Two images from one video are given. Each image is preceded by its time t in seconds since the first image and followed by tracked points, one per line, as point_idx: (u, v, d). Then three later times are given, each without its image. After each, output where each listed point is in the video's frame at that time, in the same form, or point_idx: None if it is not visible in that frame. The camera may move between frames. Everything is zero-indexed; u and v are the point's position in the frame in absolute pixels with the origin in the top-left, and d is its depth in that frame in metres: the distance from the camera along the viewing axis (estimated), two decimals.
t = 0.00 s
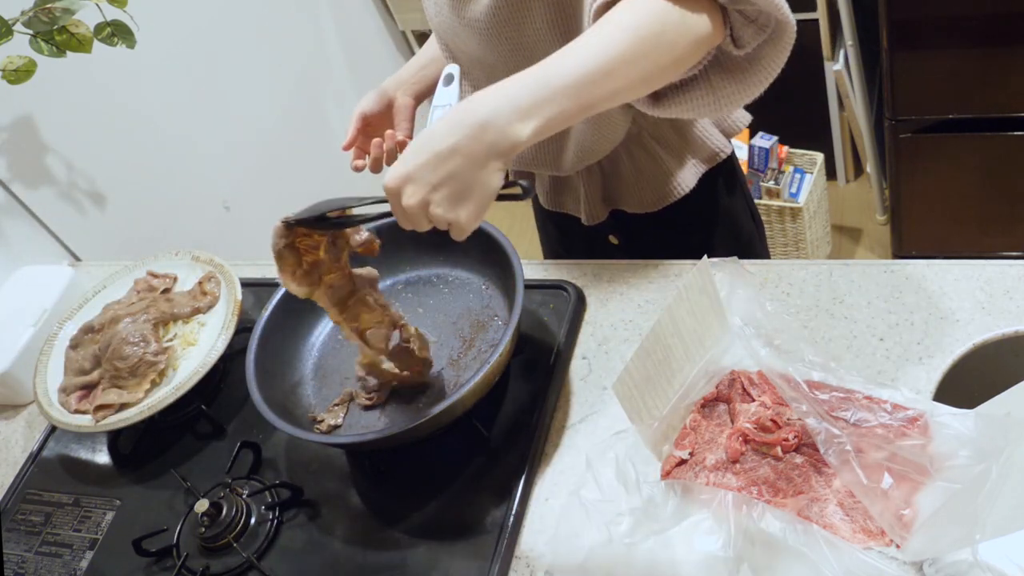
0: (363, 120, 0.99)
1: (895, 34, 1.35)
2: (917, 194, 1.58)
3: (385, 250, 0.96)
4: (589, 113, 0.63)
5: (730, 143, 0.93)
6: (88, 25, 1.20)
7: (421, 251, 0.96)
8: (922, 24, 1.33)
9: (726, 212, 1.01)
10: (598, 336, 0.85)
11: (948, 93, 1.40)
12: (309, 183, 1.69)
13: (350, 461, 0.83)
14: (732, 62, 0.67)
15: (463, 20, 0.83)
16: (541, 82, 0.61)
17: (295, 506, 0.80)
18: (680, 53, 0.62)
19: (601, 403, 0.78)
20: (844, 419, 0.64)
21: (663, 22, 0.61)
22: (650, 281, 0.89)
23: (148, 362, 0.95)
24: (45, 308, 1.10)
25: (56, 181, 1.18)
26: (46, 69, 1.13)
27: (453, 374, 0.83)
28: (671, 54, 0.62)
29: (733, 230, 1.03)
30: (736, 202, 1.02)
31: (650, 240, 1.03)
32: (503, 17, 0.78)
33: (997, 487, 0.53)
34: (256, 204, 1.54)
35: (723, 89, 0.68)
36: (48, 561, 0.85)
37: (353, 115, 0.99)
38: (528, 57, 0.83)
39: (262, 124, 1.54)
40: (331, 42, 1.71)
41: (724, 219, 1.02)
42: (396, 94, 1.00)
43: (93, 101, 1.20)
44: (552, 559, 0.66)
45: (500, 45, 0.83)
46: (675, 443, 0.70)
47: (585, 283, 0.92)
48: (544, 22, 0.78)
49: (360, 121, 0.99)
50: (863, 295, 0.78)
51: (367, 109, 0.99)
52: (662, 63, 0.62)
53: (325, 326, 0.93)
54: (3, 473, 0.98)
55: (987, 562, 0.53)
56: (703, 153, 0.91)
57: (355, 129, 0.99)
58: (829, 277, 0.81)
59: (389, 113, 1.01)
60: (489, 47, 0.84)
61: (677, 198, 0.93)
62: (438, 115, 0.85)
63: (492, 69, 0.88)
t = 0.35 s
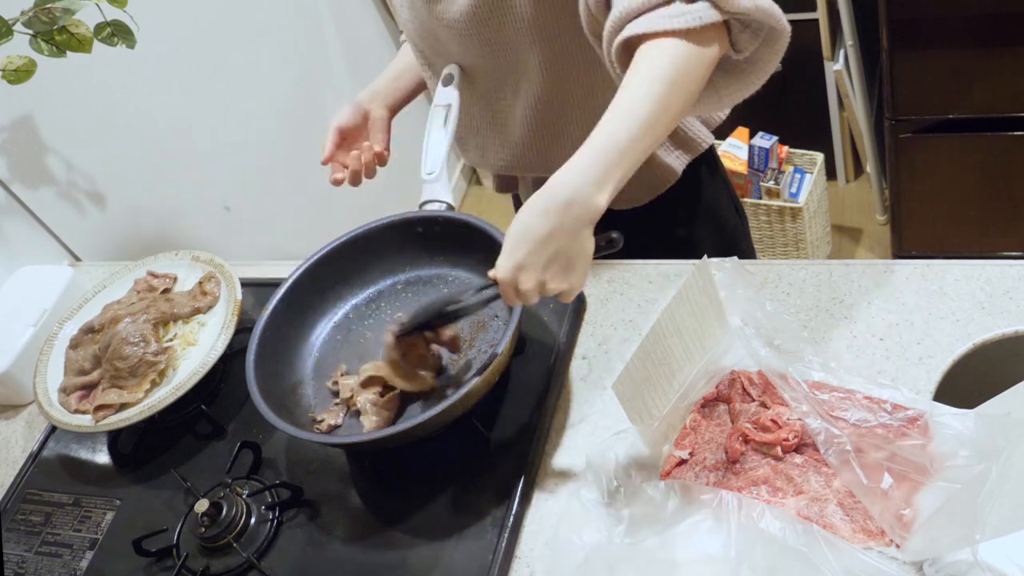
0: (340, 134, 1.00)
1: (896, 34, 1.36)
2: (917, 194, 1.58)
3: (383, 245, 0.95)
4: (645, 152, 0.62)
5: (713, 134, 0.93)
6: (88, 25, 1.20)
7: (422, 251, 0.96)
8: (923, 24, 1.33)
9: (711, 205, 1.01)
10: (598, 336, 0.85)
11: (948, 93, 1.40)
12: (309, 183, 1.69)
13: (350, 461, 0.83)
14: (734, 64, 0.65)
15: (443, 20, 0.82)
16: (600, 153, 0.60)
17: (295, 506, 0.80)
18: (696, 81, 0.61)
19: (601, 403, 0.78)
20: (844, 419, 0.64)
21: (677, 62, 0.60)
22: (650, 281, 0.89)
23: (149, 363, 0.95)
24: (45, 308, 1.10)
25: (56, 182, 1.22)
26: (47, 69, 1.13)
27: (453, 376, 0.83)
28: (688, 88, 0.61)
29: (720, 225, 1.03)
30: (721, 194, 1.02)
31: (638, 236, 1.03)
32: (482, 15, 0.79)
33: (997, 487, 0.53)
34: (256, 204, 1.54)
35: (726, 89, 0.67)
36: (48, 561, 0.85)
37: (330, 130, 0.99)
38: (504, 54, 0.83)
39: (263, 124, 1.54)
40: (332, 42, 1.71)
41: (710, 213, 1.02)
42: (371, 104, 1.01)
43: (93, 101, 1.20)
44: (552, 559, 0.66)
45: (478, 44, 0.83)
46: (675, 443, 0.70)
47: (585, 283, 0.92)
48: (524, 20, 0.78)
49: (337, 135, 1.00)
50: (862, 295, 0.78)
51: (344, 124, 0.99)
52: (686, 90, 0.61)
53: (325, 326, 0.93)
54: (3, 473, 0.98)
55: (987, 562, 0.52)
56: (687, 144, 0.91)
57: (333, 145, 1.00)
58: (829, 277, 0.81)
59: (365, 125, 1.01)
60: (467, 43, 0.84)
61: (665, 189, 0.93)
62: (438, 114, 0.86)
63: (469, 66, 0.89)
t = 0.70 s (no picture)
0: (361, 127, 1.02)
1: (895, 33, 1.36)
2: (917, 194, 1.58)
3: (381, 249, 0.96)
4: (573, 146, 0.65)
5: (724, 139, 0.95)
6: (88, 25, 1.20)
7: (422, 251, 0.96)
8: (923, 24, 1.33)
9: (720, 207, 1.02)
10: (598, 336, 0.85)
11: (948, 93, 1.40)
12: (310, 183, 1.69)
13: (350, 461, 0.83)
14: (699, 99, 0.69)
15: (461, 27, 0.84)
16: (534, 118, 0.63)
17: (295, 506, 0.80)
18: (649, 98, 0.64)
19: (601, 403, 0.78)
20: (844, 419, 0.64)
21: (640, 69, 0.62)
22: (649, 281, 0.89)
23: (149, 363, 0.95)
24: (45, 309, 1.10)
25: (56, 182, 1.22)
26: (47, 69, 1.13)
27: (454, 373, 0.83)
28: (636, 101, 0.63)
29: (728, 226, 1.04)
30: (730, 196, 1.03)
31: (646, 240, 1.04)
32: (495, 21, 0.80)
33: (997, 487, 0.53)
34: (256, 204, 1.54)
35: (689, 122, 0.70)
36: (48, 561, 0.85)
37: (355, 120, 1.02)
38: (518, 60, 0.85)
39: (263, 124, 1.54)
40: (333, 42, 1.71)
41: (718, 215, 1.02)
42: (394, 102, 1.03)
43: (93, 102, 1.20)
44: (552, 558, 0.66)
45: (492, 51, 0.85)
46: (675, 443, 0.70)
47: (585, 282, 0.92)
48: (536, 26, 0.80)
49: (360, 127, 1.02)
50: (862, 295, 0.78)
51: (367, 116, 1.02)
52: (637, 103, 0.64)
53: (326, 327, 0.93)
54: (3, 473, 0.98)
55: (988, 562, 0.52)
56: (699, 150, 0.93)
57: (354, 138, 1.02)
58: (829, 277, 0.81)
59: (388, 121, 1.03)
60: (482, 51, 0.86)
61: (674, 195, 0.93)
62: (438, 115, 0.85)
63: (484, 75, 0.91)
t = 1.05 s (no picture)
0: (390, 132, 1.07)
1: (895, 34, 1.36)
2: (916, 194, 1.58)
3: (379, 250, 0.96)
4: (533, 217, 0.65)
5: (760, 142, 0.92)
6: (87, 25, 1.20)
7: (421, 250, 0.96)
8: (923, 24, 1.33)
9: (753, 215, 1.02)
10: (598, 337, 0.85)
11: (949, 94, 1.40)
12: (310, 183, 1.69)
13: (350, 462, 0.83)
14: (689, 142, 0.67)
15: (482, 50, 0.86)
16: (477, 204, 0.65)
17: (295, 506, 0.80)
18: (598, 166, 0.63)
19: (601, 403, 0.78)
20: (844, 419, 0.64)
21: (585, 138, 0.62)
22: (650, 281, 0.89)
23: (149, 363, 0.95)
24: (45, 308, 1.10)
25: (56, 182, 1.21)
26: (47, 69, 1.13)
27: (455, 373, 0.84)
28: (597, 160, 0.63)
29: (760, 234, 1.04)
30: (765, 205, 1.02)
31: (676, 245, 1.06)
32: (522, 41, 0.81)
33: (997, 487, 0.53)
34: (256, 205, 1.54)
35: (680, 165, 0.69)
36: (48, 561, 0.85)
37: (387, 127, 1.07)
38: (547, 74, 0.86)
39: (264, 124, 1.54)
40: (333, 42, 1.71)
41: (749, 222, 1.02)
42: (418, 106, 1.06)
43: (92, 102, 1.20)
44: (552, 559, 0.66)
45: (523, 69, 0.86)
46: (676, 443, 0.69)
47: (585, 282, 0.92)
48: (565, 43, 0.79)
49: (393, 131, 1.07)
50: (863, 295, 0.78)
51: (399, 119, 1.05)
52: (586, 168, 0.63)
53: (325, 327, 0.93)
54: (3, 473, 0.98)
55: (988, 562, 0.52)
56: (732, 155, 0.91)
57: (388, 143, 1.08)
58: (829, 277, 0.81)
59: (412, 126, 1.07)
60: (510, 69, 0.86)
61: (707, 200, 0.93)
62: (439, 114, 0.92)
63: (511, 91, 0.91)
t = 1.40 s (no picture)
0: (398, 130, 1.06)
1: (895, 34, 1.36)
2: (916, 195, 1.58)
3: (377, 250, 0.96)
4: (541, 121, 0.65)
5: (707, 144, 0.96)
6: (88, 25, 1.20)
7: (422, 250, 0.96)
8: (922, 23, 1.33)
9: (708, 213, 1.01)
10: (598, 336, 0.85)
11: (948, 93, 1.40)
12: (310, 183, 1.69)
13: (350, 462, 0.83)
14: (688, 99, 0.70)
15: (442, 20, 0.85)
16: (501, 86, 0.63)
17: (295, 506, 0.80)
18: (630, 90, 0.64)
19: (601, 403, 0.78)
20: (844, 419, 0.64)
21: (618, 61, 0.62)
22: (650, 281, 0.89)
23: (149, 363, 0.95)
24: (45, 309, 1.10)
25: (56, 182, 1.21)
26: (47, 70, 1.13)
27: (454, 374, 0.83)
28: (613, 88, 0.63)
29: (716, 231, 1.03)
30: (719, 202, 1.02)
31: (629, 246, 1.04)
32: (482, 15, 0.80)
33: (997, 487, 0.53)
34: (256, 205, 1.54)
35: (678, 123, 0.71)
36: (48, 561, 0.85)
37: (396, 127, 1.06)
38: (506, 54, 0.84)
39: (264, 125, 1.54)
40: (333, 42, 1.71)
41: (706, 220, 1.01)
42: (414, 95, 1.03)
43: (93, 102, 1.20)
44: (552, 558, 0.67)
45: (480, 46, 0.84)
46: (675, 443, 0.69)
47: (585, 282, 0.92)
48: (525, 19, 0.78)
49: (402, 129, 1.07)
50: (862, 295, 0.78)
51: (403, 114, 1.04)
52: (622, 91, 0.64)
53: (325, 328, 0.93)
54: (4, 473, 0.98)
55: (988, 562, 0.52)
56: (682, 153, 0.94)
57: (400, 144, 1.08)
58: (829, 277, 0.81)
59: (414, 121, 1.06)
60: (468, 45, 0.85)
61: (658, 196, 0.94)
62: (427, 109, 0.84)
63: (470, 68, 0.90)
